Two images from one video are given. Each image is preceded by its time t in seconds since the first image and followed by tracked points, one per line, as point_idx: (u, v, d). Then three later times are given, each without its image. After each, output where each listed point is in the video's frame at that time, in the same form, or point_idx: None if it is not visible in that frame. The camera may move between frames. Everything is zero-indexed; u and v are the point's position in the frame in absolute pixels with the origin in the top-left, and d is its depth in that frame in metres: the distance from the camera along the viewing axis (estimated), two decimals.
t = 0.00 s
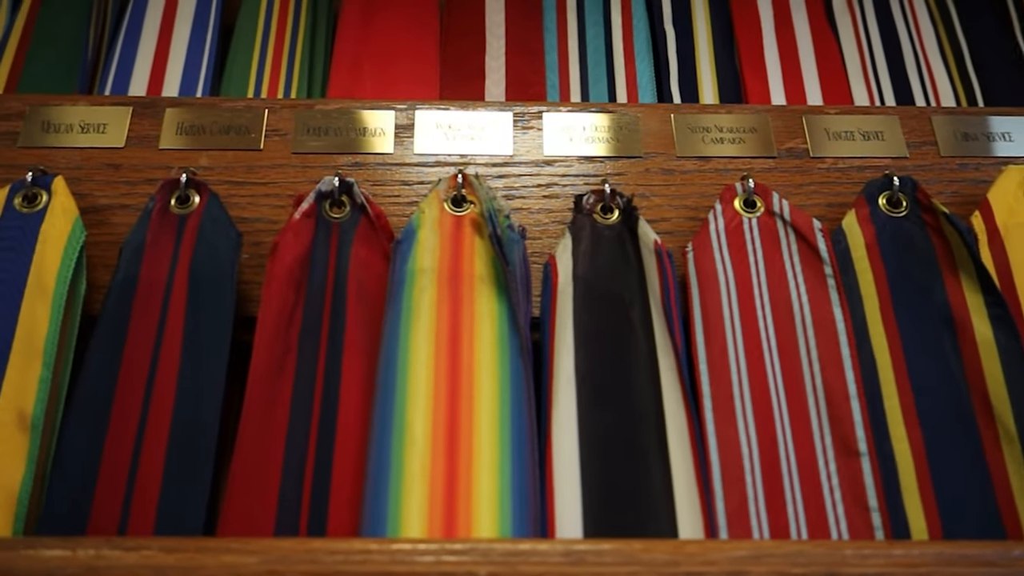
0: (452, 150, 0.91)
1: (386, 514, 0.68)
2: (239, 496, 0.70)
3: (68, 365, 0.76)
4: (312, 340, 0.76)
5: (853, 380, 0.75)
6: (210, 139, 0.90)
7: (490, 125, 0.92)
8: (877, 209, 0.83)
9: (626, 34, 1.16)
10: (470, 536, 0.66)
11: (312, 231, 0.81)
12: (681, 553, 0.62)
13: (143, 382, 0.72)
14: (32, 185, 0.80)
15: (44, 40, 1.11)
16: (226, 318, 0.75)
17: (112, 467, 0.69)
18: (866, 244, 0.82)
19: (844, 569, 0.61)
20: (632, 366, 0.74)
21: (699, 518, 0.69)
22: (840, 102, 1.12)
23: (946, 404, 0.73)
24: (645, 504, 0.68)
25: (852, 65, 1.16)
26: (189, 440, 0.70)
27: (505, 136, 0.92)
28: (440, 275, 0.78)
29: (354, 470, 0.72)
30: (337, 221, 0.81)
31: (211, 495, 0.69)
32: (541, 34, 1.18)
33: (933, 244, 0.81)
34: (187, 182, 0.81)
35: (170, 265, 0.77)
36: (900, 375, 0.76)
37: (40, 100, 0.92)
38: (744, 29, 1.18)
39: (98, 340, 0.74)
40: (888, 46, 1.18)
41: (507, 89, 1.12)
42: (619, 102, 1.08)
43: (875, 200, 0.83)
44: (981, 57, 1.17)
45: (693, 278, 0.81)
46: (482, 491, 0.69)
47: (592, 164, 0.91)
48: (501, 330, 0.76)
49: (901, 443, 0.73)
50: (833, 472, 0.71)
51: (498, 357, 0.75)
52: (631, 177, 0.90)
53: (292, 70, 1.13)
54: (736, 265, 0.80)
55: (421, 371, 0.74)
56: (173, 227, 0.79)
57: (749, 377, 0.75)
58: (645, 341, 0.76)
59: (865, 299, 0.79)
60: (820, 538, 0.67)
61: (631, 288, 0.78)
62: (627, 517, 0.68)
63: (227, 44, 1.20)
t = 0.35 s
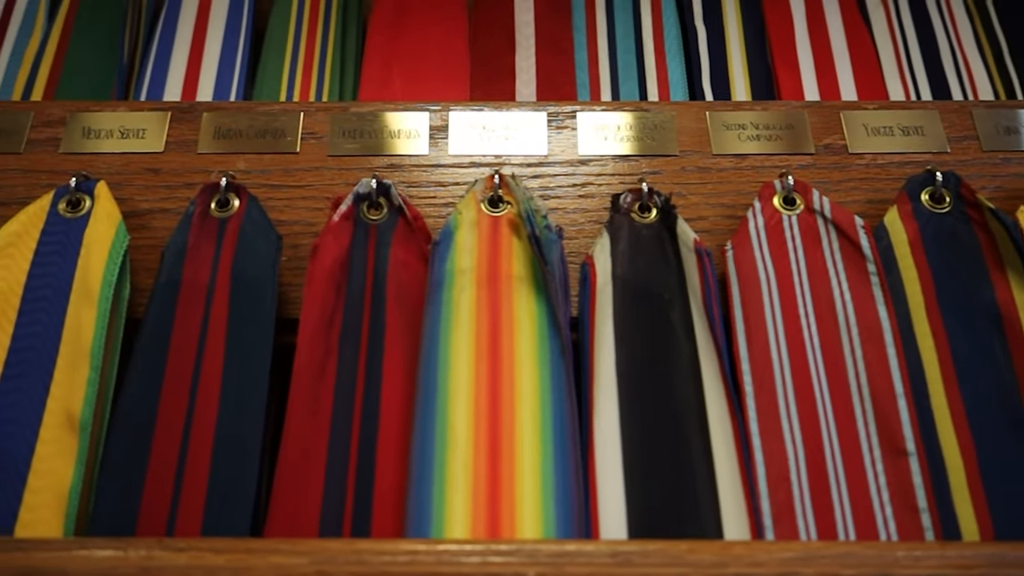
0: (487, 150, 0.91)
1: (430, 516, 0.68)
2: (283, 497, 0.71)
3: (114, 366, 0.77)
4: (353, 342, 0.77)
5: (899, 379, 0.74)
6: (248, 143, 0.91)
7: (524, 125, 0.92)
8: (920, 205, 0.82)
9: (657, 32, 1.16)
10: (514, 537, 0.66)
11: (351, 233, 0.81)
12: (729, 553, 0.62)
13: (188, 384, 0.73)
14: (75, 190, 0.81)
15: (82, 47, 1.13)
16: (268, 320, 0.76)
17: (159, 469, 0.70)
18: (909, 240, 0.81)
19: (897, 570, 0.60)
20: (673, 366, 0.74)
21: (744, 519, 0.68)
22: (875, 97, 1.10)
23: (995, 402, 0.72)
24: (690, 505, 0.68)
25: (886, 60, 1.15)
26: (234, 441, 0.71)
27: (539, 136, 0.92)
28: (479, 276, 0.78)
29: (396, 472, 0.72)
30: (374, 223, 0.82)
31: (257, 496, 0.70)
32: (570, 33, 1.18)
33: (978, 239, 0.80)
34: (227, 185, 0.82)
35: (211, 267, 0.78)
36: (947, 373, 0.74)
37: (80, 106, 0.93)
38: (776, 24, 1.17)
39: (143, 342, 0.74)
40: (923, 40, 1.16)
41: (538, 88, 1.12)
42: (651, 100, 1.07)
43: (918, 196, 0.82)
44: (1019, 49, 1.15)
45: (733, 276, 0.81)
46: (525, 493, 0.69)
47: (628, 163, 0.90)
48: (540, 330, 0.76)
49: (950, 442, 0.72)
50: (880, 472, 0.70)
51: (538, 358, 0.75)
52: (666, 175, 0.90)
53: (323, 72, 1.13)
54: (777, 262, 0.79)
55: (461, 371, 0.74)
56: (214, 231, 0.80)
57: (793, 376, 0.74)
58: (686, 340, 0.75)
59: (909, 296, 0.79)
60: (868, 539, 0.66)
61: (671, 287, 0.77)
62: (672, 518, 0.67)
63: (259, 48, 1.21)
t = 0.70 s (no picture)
0: (530, 151, 0.91)
1: (485, 517, 0.68)
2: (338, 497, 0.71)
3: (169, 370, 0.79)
4: (402, 343, 0.77)
5: (958, 376, 0.72)
6: (293, 147, 0.92)
7: (566, 125, 0.92)
8: (974, 198, 0.80)
9: (694, 28, 1.15)
10: (569, 537, 0.66)
11: (397, 235, 0.82)
12: (790, 553, 0.61)
13: (242, 387, 0.74)
14: (129, 198, 0.83)
15: (126, 57, 1.15)
16: (319, 322, 0.77)
17: (216, 471, 0.71)
18: (964, 235, 0.79)
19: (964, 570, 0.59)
20: (725, 365, 0.73)
21: (802, 519, 0.67)
22: (919, 90, 1.08)
23: None
24: (746, 505, 0.67)
25: (930, 52, 1.13)
26: (289, 442, 0.72)
27: (582, 136, 0.92)
28: (527, 276, 0.78)
29: (448, 472, 0.72)
30: (421, 225, 0.82)
31: (313, 497, 0.71)
32: (607, 32, 1.17)
33: None
34: (275, 191, 0.83)
35: (262, 272, 0.79)
36: (1008, 369, 0.73)
37: (128, 115, 0.95)
38: (816, 18, 1.15)
39: (198, 346, 0.76)
40: (967, 31, 1.14)
41: (575, 88, 1.12)
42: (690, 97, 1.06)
43: (971, 189, 0.81)
44: None
45: (783, 272, 0.80)
46: (579, 493, 0.69)
47: (672, 161, 0.90)
48: (589, 330, 0.76)
49: (1012, 440, 0.71)
50: (940, 471, 0.69)
51: (587, 358, 0.75)
52: (711, 172, 0.89)
53: (361, 76, 1.14)
54: (828, 259, 0.78)
55: (512, 372, 0.74)
56: (264, 235, 0.81)
57: (847, 374, 0.73)
58: (737, 339, 0.74)
59: (966, 291, 0.77)
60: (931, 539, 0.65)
61: (720, 285, 0.77)
62: (729, 519, 0.67)
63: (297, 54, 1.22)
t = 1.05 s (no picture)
0: (578, 151, 0.91)
1: (546, 516, 0.68)
2: (398, 496, 0.71)
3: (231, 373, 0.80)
4: (458, 344, 0.77)
5: None
6: (342, 152, 0.93)
7: (613, 124, 0.92)
8: None
9: (737, 23, 1.14)
10: (632, 536, 0.65)
11: (449, 236, 0.82)
12: (859, 552, 0.60)
13: (302, 389, 0.75)
14: (186, 205, 0.85)
15: (173, 66, 1.17)
16: (377, 323, 0.78)
17: (279, 472, 0.72)
18: None
19: None
20: (785, 362, 0.72)
21: (869, 517, 0.66)
22: (971, 81, 1.07)
23: None
24: (812, 503, 0.66)
25: (980, 42, 1.11)
26: (351, 443, 0.73)
27: (630, 134, 0.92)
28: (581, 276, 0.78)
29: (507, 472, 0.72)
30: (473, 226, 0.83)
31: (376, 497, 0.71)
32: (648, 30, 1.17)
33: None
34: (328, 196, 0.84)
35: (318, 275, 0.80)
36: None
37: (181, 123, 0.97)
38: (861, 10, 1.14)
39: (258, 349, 0.77)
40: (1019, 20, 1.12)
41: (618, 86, 1.11)
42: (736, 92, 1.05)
43: None
44: None
45: (841, 267, 0.79)
46: (640, 492, 0.68)
47: (721, 157, 0.89)
48: (645, 329, 0.76)
49: None
50: (1011, 468, 0.68)
51: (644, 357, 0.75)
52: (763, 168, 0.88)
53: (404, 80, 1.15)
54: (887, 253, 0.77)
55: (569, 372, 0.74)
56: (318, 239, 0.82)
57: (911, 370, 0.72)
58: (796, 336, 0.74)
59: None
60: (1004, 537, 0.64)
61: (776, 282, 0.76)
62: (794, 517, 0.66)
63: (339, 60, 1.23)
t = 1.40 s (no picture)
0: (627, 145, 0.91)
1: (608, 508, 0.67)
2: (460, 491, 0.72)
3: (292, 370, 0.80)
4: (514, 339, 0.78)
5: None
6: (392, 152, 0.94)
7: (662, 117, 0.92)
8: None
9: (782, 13, 1.13)
10: (697, 528, 0.64)
11: (502, 232, 0.83)
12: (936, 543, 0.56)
13: (361, 385, 0.76)
14: (242, 206, 0.86)
15: (219, 71, 1.19)
16: (433, 319, 0.79)
17: (341, 466, 0.72)
18: None
19: None
20: (848, 352, 0.71)
21: (941, 508, 0.65)
22: None
23: None
24: (881, 494, 0.65)
25: None
26: (412, 438, 0.73)
27: (680, 127, 0.91)
28: (636, 269, 0.78)
29: (565, 465, 0.72)
30: (524, 222, 0.83)
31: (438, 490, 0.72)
32: (690, 22, 1.16)
33: None
34: (381, 194, 0.85)
35: (373, 273, 0.81)
36: None
37: (233, 126, 0.98)
38: None
39: (316, 346, 0.77)
40: None
41: (662, 79, 1.11)
42: (783, 83, 1.04)
43: None
44: None
45: (902, 257, 0.78)
46: (703, 484, 0.67)
47: (773, 148, 0.89)
48: (703, 321, 0.76)
49: None
50: None
51: (702, 349, 0.74)
52: (816, 158, 0.88)
53: (447, 79, 1.16)
54: (949, 241, 0.76)
55: (628, 365, 0.73)
56: (372, 238, 0.83)
57: (978, 359, 0.71)
58: (858, 326, 0.73)
59: None
60: None
61: (835, 272, 0.75)
62: (864, 508, 0.65)
63: (381, 61, 1.24)
